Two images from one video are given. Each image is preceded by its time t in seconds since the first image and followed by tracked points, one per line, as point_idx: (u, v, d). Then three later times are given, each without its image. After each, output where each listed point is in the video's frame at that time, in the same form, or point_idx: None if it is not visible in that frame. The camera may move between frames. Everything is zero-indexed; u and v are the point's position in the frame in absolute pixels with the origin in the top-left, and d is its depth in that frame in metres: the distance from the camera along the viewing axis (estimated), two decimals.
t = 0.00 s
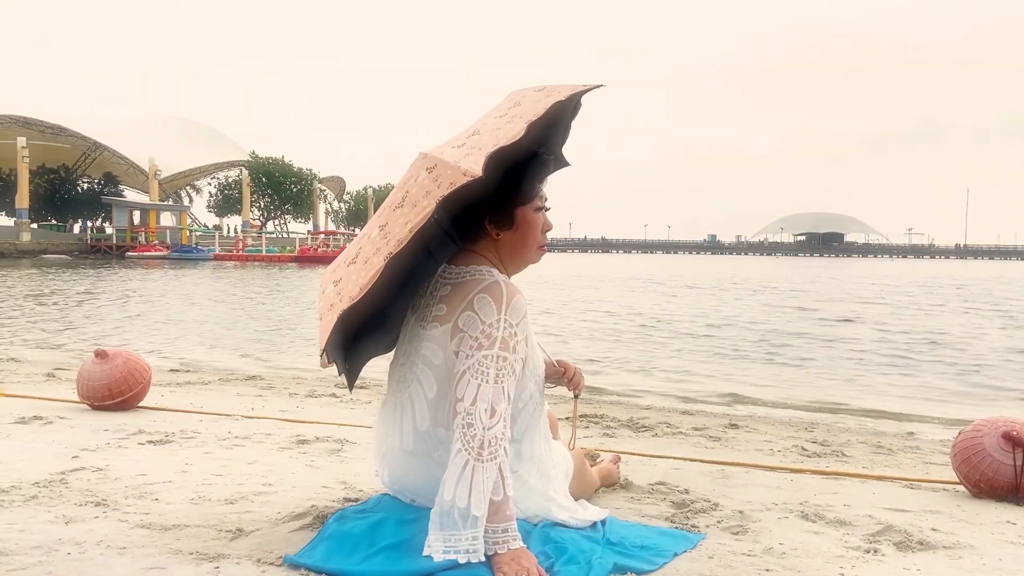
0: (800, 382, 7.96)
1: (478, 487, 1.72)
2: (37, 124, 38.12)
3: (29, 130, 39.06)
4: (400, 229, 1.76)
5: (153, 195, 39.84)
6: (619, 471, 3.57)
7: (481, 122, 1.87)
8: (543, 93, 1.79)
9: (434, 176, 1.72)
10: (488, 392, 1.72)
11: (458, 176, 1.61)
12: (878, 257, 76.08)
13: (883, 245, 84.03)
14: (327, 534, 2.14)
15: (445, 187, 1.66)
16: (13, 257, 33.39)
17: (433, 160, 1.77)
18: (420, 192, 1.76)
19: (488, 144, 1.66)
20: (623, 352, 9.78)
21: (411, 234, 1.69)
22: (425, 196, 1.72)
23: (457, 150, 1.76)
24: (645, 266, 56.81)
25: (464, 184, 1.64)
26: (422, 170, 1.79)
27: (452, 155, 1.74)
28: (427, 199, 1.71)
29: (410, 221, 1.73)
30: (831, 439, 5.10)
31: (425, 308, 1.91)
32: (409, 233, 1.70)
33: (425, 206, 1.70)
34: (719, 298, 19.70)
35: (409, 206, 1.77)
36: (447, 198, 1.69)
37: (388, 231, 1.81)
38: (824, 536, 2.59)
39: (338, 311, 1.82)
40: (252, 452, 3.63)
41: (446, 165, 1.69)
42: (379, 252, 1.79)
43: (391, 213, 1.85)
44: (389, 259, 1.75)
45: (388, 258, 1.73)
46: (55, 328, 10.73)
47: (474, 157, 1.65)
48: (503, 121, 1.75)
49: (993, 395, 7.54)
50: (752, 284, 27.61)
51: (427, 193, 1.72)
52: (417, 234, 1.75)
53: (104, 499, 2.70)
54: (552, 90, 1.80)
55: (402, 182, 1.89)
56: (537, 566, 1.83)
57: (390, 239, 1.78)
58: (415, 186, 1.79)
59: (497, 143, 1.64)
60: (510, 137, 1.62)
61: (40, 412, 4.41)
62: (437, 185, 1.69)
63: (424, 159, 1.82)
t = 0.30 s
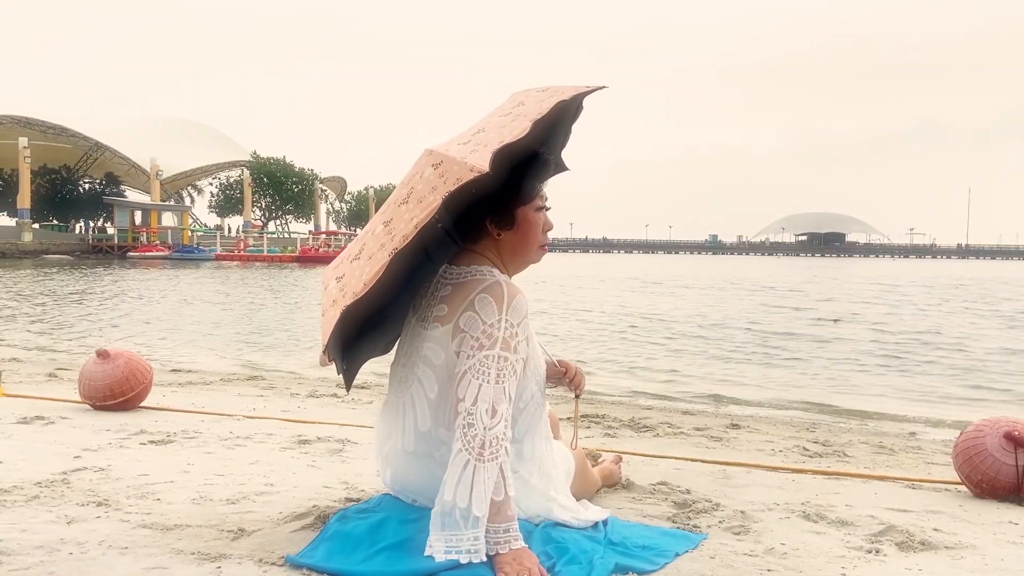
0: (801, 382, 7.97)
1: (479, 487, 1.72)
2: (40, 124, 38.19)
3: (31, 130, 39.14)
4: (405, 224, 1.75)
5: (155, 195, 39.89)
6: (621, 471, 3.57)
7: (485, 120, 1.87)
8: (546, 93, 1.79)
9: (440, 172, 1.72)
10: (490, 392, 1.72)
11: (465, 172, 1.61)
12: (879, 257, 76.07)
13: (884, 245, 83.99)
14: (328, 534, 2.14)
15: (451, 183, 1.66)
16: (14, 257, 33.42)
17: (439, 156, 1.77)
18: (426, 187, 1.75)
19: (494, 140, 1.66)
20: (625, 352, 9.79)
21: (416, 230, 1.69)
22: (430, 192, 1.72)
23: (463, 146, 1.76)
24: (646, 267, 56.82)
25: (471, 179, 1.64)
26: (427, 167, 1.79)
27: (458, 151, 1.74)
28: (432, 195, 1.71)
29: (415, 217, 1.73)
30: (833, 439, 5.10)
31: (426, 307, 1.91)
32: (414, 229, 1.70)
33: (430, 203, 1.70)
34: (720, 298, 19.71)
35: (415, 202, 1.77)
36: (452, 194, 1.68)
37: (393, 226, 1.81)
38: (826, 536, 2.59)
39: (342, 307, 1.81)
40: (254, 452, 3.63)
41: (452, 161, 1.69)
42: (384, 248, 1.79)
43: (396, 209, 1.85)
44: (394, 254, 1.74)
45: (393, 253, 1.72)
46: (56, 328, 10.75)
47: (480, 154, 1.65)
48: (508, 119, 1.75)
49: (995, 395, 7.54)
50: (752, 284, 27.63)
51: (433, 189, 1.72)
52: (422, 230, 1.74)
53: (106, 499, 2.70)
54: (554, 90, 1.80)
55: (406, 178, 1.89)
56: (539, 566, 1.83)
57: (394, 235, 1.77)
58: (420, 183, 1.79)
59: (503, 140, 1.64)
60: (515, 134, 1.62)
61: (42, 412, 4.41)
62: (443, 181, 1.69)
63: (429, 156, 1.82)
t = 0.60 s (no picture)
0: (802, 382, 7.97)
1: (480, 486, 1.72)
2: (41, 125, 38.25)
3: (33, 130, 39.19)
4: (407, 225, 1.75)
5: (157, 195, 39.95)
6: (622, 471, 3.58)
7: (487, 119, 1.87)
8: (546, 92, 1.80)
9: (441, 173, 1.72)
10: (490, 392, 1.72)
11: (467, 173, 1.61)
12: (880, 257, 76.07)
13: (885, 246, 83.98)
14: (330, 533, 2.14)
15: (452, 183, 1.66)
16: (16, 257, 33.48)
17: (441, 156, 1.77)
18: (427, 188, 1.76)
19: (495, 140, 1.66)
20: (626, 352, 9.80)
21: (419, 231, 1.69)
22: (432, 192, 1.72)
23: (464, 147, 1.76)
24: (647, 267, 56.84)
25: (473, 180, 1.64)
26: (429, 168, 1.79)
27: (459, 151, 1.74)
28: (434, 196, 1.71)
29: (417, 217, 1.73)
30: (835, 439, 5.10)
31: (427, 308, 1.92)
32: (416, 230, 1.70)
33: (431, 203, 1.70)
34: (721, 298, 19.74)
35: (417, 203, 1.77)
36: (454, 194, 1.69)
37: (394, 227, 1.81)
38: (827, 536, 2.59)
39: (345, 309, 1.81)
40: (255, 452, 3.64)
41: (454, 161, 1.69)
42: (386, 250, 1.79)
43: (397, 210, 1.85)
44: (396, 256, 1.74)
45: (396, 254, 1.72)
46: (58, 328, 10.77)
47: (481, 154, 1.65)
48: (508, 118, 1.75)
49: (997, 395, 7.53)
50: (753, 285, 27.64)
51: (435, 189, 1.72)
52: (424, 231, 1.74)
53: (109, 499, 2.71)
54: (554, 88, 1.80)
55: (408, 178, 1.89)
56: (541, 566, 1.83)
57: (396, 236, 1.77)
58: (422, 183, 1.79)
59: (504, 139, 1.64)
60: (516, 133, 1.62)
61: (44, 412, 4.42)
62: (444, 182, 1.69)
63: (430, 156, 1.82)
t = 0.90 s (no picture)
0: (803, 382, 7.98)
1: (482, 488, 1.72)
2: (42, 125, 38.28)
3: (35, 130, 39.22)
4: (406, 232, 1.75)
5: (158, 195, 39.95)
6: (623, 471, 3.58)
7: (482, 122, 1.88)
8: (541, 92, 1.80)
9: (438, 179, 1.72)
10: (492, 392, 1.72)
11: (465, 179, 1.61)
12: (881, 257, 76.08)
13: (886, 246, 83.98)
14: (331, 534, 2.15)
15: (449, 190, 1.66)
16: (18, 257, 33.52)
17: (437, 163, 1.77)
18: (424, 195, 1.75)
19: (491, 145, 1.66)
20: (626, 352, 9.81)
21: (417, 238, 1.69)
22: (429, 200, 1.72)
23: (460, 152, 1.76)
24: (648, 267, 56.87)
25: (469, 186, 1.64)
26: (425, 174, 1.79)
27: (456, 157, 1.74)
28: (431, 203, 1.71)
29: (415, 225, 1.73)
30: (835, 439, 5.10)
31: (429, 309, 1.92)
32: (415, 237, 1.70)
33: (428, 211, 1.70)
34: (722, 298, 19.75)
35: (414, 210, 1.77)
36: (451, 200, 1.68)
37: (393, 234, 1.81)
38: (828, 536, 2.59)
39: (346, 317, 1.81)
40: (256, 452, 3.64)
41: (450, 168, 1.69)
42: (384, 258, 1.79)
43: (394, 217, 1.85)
44: (395, 264, 1.74)
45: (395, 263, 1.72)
46: (59, 328, 10.79)
47: (477, 159, 1.65)
48: (503, 121, 1.75)
49: (997, 395, 7.54)
50: (754, 285, 27.66)
51: (432, 196, 1.72)
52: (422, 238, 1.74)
53: (110, 499, 2.71)
54: (549, 89, 1.80)
55: (405, 184, 1.88)
56: (542, 565, 1.84)
57: (395, 244, 1.77)
58: (419, 190, 1.79)
59: (500, 144, 1.64)
60: (512, 137, 1.62)
61: (45, 412, 4.42)
62: (441, 189, 1.69)
63: (426, 162, 1.82)
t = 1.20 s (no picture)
0: (803, 382, 7.99)
1: (483, 488, 1.73)
2: (43, 125, 38.31)
3: (36, 130, 39.27)
4: (404, 240, 1.76)
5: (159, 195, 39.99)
6: (623, 471, 3.59)
7: (480, 125, 1.88)
8: (539, 93, 1.80)
9: (435, 187, 1.73)
10: (494, 393, 1.73)
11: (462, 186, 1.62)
12: (881, 257, 76.12)
13: (886, 246, 84.00)
14: (332, 535, 2.15)
15: (447, 198, 1.67)
16: (19, 257, 33.58)
17: (434, 169, 1.77)
18: (422, 203, 1.76)
19: (488, 151, 1.67)
20: (627, 353, 9.83)
21: (416, 246, 1.70)
22: (427, 208, 1.72)
23: (456, 158, 1.77)
24: (648, 266, 56.88)
25: (467, 194, 1.65)
26: (422, 182, 1.79)
27: (452, 164, 1.74)
28: (429, 211, 1.71)
29: (413, 233, 1.73)
30: (836, 439, 5.11)
31: (430, 310, 1.92)
32: (413, 245, 1.70)
33: (427, 219, 1.70)
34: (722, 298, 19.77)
35: (412, 218, 1.77)
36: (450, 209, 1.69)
37: (391, 242, 1.81)
38: (829, 536, 2.59)
39: (346, 325, 1.82)
40: (257, 452, 3.65)
41: (447, 176, 1.70)
42: (384, 265, 1.79)
43: (392, 224, 1.85)
44: (395, 271, 1.75)
45: (394, 271, 1.73)
46: (61, 327, 10.81)
47: (474, 167, 1.66)
48: (501, 125, 1.76)
49: (997, 395, 7.55)
50: (754, 285, 27.68)
51: (430, 205, 1.72)
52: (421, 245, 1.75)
53: (111, 499, 2.72)
54: (546, 89, 1.80)
55: (403, 190, 1.88)
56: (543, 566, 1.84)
57: (393, 252, 1.78)
58: (416, 198, 1.79)
59: (497, 150, 1.64)
60: (509, 143, 1.62)
61: (47, 412, 4.43)
62: (439, 197, 1.69)
63: (424, 169, 1.82)
